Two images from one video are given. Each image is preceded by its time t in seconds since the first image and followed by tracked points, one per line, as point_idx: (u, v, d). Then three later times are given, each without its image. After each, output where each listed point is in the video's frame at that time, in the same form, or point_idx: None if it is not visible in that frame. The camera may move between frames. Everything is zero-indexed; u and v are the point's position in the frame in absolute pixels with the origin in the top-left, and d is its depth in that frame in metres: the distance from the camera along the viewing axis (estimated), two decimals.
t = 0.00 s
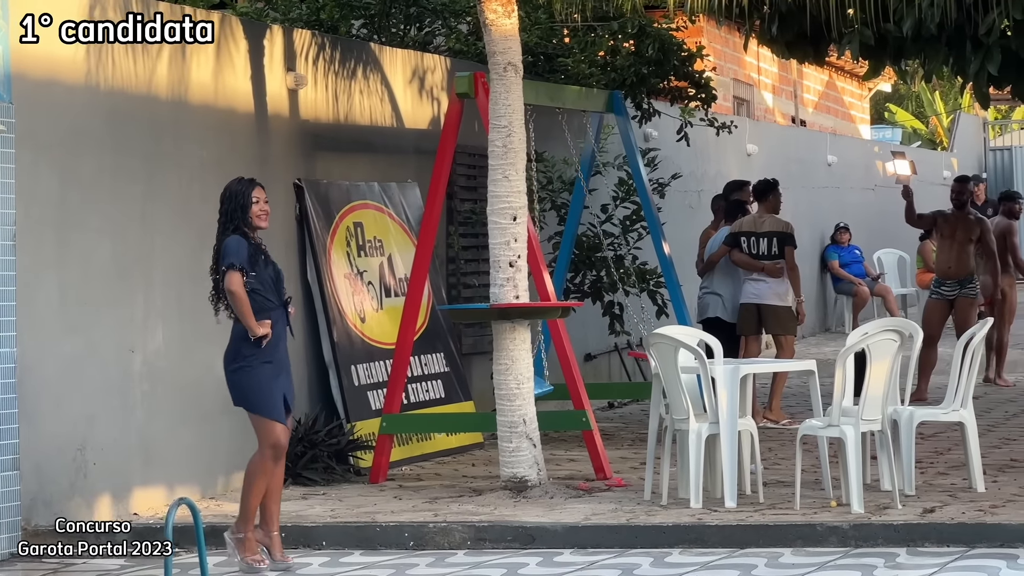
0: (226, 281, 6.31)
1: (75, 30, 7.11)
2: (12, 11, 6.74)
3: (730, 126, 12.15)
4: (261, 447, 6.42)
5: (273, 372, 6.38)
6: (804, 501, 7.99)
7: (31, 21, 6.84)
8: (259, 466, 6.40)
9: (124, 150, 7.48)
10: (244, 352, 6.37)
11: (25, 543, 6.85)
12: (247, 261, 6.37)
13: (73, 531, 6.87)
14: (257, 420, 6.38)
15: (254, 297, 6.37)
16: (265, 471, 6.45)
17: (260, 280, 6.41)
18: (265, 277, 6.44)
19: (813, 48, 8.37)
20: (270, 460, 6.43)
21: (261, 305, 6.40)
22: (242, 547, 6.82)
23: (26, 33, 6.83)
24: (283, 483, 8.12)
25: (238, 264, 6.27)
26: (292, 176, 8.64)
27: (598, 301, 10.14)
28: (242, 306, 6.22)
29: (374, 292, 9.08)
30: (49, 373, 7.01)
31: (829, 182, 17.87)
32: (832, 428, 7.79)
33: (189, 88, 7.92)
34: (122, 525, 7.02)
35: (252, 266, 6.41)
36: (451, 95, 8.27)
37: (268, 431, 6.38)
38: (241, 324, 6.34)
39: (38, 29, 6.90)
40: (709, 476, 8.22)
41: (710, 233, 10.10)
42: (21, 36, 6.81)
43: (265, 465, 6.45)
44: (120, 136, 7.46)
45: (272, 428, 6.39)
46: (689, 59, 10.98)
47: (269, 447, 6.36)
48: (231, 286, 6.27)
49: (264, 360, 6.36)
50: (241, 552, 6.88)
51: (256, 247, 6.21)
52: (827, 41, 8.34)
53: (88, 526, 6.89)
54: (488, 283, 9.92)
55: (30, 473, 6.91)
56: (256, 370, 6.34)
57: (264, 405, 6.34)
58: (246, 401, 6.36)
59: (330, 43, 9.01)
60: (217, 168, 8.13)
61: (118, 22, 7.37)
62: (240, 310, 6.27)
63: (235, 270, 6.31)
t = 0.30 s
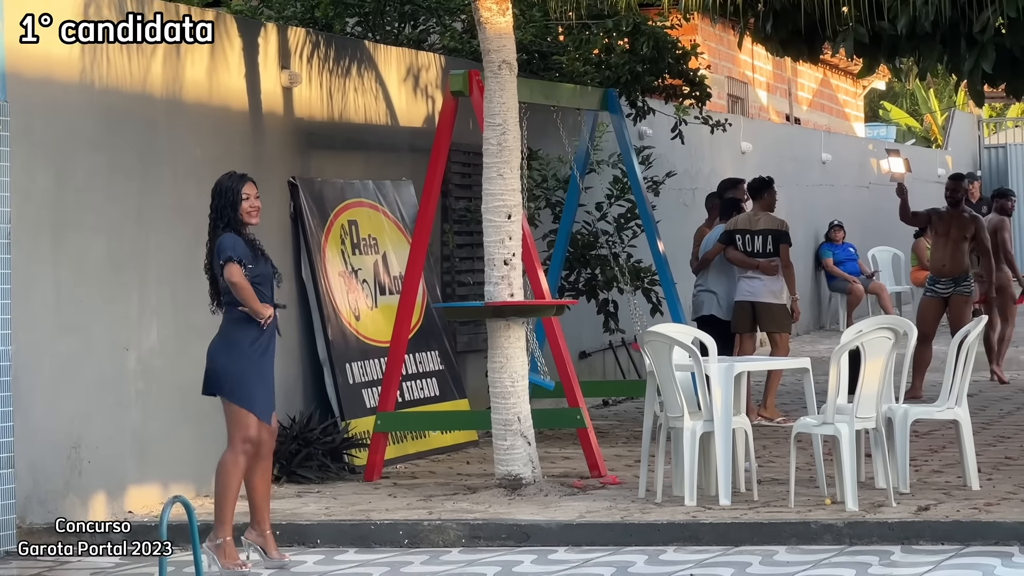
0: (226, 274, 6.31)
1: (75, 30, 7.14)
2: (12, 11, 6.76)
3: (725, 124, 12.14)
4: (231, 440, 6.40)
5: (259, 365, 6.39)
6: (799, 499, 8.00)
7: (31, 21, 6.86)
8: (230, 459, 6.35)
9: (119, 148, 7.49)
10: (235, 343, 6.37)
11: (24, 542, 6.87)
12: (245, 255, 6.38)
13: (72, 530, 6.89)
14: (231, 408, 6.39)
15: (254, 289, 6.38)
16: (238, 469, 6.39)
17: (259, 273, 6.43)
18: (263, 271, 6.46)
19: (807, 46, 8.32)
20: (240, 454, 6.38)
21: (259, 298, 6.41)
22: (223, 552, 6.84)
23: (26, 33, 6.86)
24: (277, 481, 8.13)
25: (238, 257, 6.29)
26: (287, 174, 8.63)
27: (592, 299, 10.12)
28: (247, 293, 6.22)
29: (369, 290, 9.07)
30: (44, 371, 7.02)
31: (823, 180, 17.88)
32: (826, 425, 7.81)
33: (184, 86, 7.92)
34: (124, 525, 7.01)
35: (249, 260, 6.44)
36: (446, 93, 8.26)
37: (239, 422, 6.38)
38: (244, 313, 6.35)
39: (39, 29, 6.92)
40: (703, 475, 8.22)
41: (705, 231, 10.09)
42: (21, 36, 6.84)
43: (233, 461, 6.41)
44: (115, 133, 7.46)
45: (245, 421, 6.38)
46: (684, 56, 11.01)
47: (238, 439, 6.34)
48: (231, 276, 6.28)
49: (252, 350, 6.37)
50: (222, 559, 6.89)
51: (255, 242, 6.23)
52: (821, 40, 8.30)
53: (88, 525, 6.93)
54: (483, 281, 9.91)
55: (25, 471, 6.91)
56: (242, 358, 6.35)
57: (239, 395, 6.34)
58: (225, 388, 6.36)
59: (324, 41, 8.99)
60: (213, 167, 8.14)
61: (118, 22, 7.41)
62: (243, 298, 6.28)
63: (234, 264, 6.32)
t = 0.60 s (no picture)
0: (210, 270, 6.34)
1: (75, 30, 7.17)
2: (13, 11, 6.78)
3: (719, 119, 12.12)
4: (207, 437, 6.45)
5: (240, 363, 6.37)
6: (793, 494, 8.03)
7: (31, 21, 6.89)
8: (205, 456, 6.40)
9: (114, 144, 7.49)
10: (219, 338, 6.36)
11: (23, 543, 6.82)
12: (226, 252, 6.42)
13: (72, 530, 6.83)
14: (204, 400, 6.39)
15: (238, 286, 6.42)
16: (214, 464, 6.43)
17: (242, 269, 6.46)
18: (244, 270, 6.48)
19: (802, 42, 8.33)
20: (215, 451, 6.44)
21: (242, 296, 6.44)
22: (215, 547, 6.92)
23: (26, 33, 6.87)
24: (272, 477, 8.14)
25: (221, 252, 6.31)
26: (282, 170, 8.61)
27: (586, 295, 10.12)
28: (233, 285, 6.26)
29: (364, 286, 9.06)
30: (40, 366, 7.02)
31: (817, 175, 17.90)
32: (821, 421, 7.84)
33: (179, 82, 7.92)
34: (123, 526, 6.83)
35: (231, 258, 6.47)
36: (441, 89, 8.27)
37: (215, 419, 6.42)
38: (228, 308, 6.38)
39: (39, 29, 6.94)
40: (698, 470, 8.25)
41: (699, 227, 10.11)
42: (21, 36, 6.85)
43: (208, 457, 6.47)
44: (110, 129, 7.47)
45: (220, 417, 6.42)
46: (678, 53, 10.96)
47: (212, 436, 6.38)
48: (218, 268, 6.30)
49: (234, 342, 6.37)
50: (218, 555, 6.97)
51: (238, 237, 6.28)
52: (816, 36, 8.31)
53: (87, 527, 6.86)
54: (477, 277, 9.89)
55: (22, 466, 6.92)
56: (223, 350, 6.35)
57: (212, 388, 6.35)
58: (201, 381, 6.36)
59: (319, 37, 8.99)
60: (209, 163, 8.14)
61: (118, 22, 7.41)
62: (229, 291, 6.31)
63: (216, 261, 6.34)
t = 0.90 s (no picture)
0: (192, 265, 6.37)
1: (75, 29, 7.23)
2: (13, 11, 6.84)
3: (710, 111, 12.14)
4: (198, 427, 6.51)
5: (222, 354, 6.40)
6: (782, 483, 8.08)
7: (31, 21, 6.95)
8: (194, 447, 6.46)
9: (107, 136, 7.52)
10: (206, 327, 6.42)
11: (21, 543, 6.74)
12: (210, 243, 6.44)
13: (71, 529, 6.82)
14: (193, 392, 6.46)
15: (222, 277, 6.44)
16: (204, 454, 6.48)
17: (226, 261, 6.48)
18: (230, 261, 6.50)
19: (791, 34, 8.35)
20: (204, 443, 6.49)
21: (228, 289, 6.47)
22: (208, 538, 7.04)
23: (26, 33, 6.94)
24: (264, 467, 8.17)
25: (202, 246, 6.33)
26: (274, 161, 8.63)
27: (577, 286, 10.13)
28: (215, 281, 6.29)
29: (356, 277, 9.07)
30: (34, 356, 7.06)
31: (807, 167, 17.95)
32: (810, 411, 7.88)
33: (171, 74, 7.95)
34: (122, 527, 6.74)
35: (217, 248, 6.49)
36: (432, 80, 8.30)
37: (204, 409, 6.47)
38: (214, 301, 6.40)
39: (39, 29, 7.01)
40: (688, 460, 8.29)
41: (689, 219, 10.14)
42: (21, 36, 6.93)
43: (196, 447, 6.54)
44: (102, 121, 7.50)
45: (209, 408, 6.46)
46: (667, 45, 10.92)
47: (200, 427, 6.43)
48: (197, 263, 6.33)
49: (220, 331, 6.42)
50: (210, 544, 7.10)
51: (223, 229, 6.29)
52: (805, 28, 8.32)
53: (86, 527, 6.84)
54: (468, 268, 9.92)
55: (15, 456, 6.95)
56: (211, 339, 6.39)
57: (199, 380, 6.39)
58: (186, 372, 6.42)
59: (311, 29, 9.00)
60: (200, 154, 8.17)
61: (117, 22, 7.49)
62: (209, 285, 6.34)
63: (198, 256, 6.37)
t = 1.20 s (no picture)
0: (196, 255, 6.42)
1: (75, 29, 7.37)
2: (14, 11, 6.98)
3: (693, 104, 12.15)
4: (195, 415, 6.55)
5: (228, 343, 6.48)
6: (765, 473, 8.13)
7: (31, 21, 7.08)
8: (191, 435, 6.49)
9: (92, 128, 7.53)
10: (208, 315, 6.48)
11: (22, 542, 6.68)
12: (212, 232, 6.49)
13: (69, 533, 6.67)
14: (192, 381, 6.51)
15: (225, 268, 6.49)
16: (200, 442, 6.52)
17: (227, 250, 6.54)
18: (230, 249, 6.56)
19: (774, 27, 8.38)
20: (201, 431, 6.53)
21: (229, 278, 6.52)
22: (193, 526, 7.08)
23: (26, 33, 7.07)
24: (248, 457, 8.20)
25: (207, 237, 6.37)
26: (259, 153, 8.66)
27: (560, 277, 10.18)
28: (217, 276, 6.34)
29: (340, 268, 9.11)
30: (19, 347, 7.08)
31: (789, 159, 18.02)
32: (793, 401, 7.93)
33: (157, 66, 7.97)
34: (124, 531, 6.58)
35: (218, 238, 6.53)
36: (416, 72, 8.34)
37: (204, 398, 6.51)
38: (216, 295, 6.45)
39: (38, 29, 7.14)
40: (671, 450, 8.35)
41: (672, 211, 10.19)
42: (22, 36, 7.05)
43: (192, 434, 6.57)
44: (89, 113, 7.52)
45: (209, 397, 6.51)
46: (650, 37, 11.04)
47: (199, 416, 6.47)
48: (201, 256, 6.37)
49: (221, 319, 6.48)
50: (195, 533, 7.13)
51: (226, 217, 6.34)
52: (788, 20, 8.35)
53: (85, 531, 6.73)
54: (452, 260, 9.95)
55: None
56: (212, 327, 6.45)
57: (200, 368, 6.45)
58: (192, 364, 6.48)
59: (296, 21, 9.02)
60: (186, 146, 8.20)
61: (118, 22, 7.64)
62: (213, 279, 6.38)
63: (200, 245, 6.41)
